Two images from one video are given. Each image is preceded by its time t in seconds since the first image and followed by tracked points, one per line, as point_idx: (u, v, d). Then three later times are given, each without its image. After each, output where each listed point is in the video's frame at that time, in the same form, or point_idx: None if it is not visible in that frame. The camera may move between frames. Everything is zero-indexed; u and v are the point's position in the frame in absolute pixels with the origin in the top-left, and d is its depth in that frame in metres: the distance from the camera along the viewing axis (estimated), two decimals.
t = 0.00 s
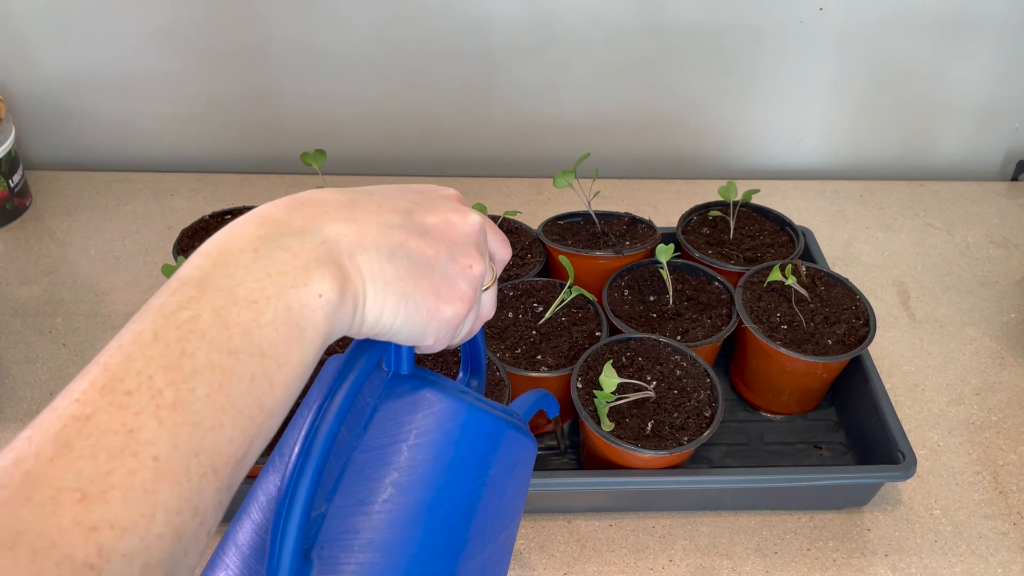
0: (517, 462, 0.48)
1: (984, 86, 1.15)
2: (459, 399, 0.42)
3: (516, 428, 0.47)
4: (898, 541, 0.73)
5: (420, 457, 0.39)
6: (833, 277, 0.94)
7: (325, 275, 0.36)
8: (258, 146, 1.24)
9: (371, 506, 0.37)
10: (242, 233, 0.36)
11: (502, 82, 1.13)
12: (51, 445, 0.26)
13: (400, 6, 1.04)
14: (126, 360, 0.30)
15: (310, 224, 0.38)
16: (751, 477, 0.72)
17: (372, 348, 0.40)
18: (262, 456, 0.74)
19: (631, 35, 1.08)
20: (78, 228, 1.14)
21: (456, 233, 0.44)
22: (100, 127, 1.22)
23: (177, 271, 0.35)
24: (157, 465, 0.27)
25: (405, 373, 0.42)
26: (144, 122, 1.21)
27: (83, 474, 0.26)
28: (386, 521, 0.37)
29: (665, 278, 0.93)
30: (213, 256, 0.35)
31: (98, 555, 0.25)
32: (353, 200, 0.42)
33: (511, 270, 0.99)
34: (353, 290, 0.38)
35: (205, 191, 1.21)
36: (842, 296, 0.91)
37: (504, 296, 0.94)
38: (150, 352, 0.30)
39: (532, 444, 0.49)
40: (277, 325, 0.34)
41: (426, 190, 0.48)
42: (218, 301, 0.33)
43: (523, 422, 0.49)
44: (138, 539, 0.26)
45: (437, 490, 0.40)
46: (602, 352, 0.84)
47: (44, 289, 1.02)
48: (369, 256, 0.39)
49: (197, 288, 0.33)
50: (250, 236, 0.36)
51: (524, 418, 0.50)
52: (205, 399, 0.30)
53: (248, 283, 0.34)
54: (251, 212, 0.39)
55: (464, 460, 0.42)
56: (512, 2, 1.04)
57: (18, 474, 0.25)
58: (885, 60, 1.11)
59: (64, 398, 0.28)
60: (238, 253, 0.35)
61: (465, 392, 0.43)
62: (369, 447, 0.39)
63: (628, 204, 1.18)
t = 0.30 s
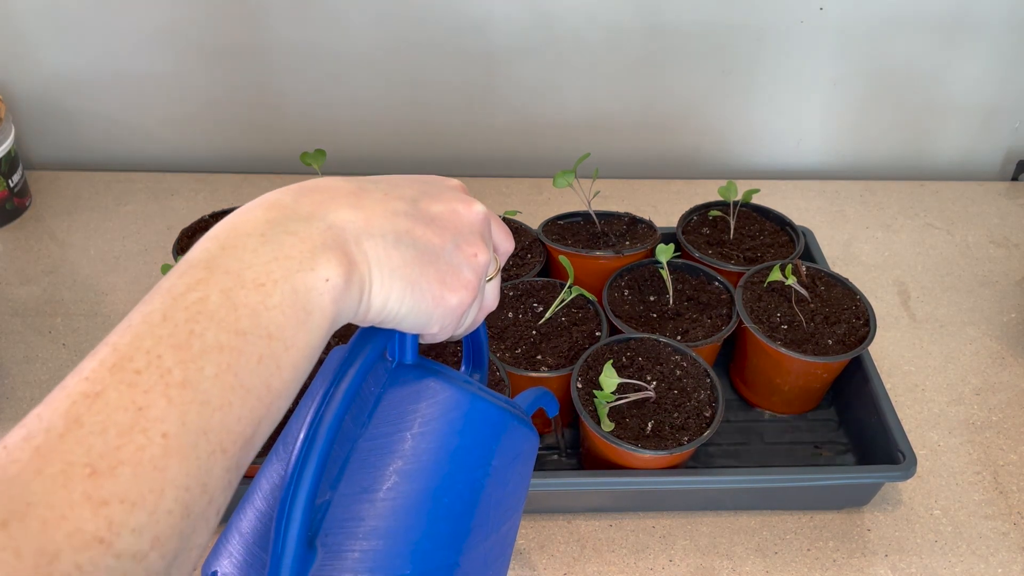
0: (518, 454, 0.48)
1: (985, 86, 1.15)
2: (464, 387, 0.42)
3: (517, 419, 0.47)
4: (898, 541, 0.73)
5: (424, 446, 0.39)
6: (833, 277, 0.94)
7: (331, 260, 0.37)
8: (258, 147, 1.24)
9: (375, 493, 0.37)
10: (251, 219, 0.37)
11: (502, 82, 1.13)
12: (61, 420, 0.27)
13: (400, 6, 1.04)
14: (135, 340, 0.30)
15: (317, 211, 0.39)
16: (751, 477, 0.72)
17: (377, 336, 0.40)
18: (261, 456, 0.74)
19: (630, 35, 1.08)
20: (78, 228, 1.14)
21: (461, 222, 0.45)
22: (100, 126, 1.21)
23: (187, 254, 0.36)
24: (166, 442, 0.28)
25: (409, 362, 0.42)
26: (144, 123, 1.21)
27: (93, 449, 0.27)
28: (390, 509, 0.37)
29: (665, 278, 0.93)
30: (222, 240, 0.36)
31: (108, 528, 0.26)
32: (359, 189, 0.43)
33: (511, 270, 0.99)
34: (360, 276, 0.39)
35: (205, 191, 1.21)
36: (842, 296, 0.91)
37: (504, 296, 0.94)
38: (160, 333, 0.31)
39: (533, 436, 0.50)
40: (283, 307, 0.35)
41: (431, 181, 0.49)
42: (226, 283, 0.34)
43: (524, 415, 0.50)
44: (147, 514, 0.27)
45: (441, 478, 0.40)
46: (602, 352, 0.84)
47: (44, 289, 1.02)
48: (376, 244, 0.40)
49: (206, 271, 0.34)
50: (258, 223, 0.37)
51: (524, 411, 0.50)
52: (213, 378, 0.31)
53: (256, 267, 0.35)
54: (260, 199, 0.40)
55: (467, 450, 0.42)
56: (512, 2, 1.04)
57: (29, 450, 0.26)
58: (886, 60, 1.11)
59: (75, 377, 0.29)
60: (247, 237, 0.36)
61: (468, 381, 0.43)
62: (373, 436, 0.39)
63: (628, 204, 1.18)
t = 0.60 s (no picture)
0: (517, 448, 0.48)
1: (984, 86, 1.15)
2: (465, 381, 0.43)
3: (517, 414, 0.47)
4: (898, 541, 0.73)
5: (427, 438, 0.40)
6: (834, 277, 0.94)
7: (334, 252, 0.38)
8: (258, 147, 1.24)
9: (378, 485, 0.37)
10: (256, 211, 0.38)
11: (502, 81, 1.13)
12: (71, 403, 0.27)
13: (400, 6, 1.04)
14: (143, 326, 0.31)
15: (321, 204, 0.40)
16: (752, 477, 0.72)
17: (380, 330, 0.40)
18: (262, 455, 0.74)
19: (630, 35, 1.08)
20: (78, 228, 1.14)
21: (462, 218, 0.46)
22: (100, 126, 1.21)
23: (194, 245, 0.36)
24: (173, 424, 0.28)
25: (411, 356, 0.42)
26: (144, 123, 1.21)
27: (102, 429, 0.27)
28: (393, 500, 0.37)
29: (665, 278, 0.93)
30: (228, 230, 0.36)
31: (117, 506, 0.25)
32: (362, 183, 0.43)
33: (511, 270, 0.99)
34: (362, 268, 0.39)
35: (205, 191, 1.21)
36: (843, 296, 0.91)
37: (504, 296, 0.94)
38: (167, 319, 0.31)
39: (532, 432, 0.50)
40: (288, 296, 0.35)
41: (432, 177, 0.50)
42: (231, 272, 0.34)
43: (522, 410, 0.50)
44: (155, 493, 0.27)
45: (443, 470, 0.40)
46: (602, 352, 0.84)
47: (44, 289, 1.02)
48: (378, 236, 0.40)
49: (212, 260, 0.34)
50: (263, 214, 0.38)
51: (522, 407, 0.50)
52: (219, 363, 0.31)
53: (261, 257, 0.35)
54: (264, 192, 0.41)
55: (468, 442, 0.42)
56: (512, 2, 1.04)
57: (39, 429, 0.26)
58: (885, 60, 1.11)
59: (84, 362, 0.29)
60: (252, 228, 0.37)
61: (468, 375, 0.44)
62: (375, 429, 0.39)
63: (628, 204, 1.18)
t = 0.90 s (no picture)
0: (518, 442, 0.48)
1: (984, 86, 1.15)
2: (466, 374, 0.43)
3: (517, 408, 0.47)
4: (898, 541, 0.73)
5: (428, 430, 0.40)
6: (834, 277, 0.94)
7: (336, 241, 0.38)
8: (258, 147, 1.24)
9: (380, 477, 0.37)
10: (258, 201, 0.38)
11: (502, 81, 1.13)
12: (74, 387, 0.28)
13: (400, 5, 1.04)
14: (146, 312, 0.31)
15: (322, 193, 0.40)
16: (752, 478, 0.72)
17: (381, 322, 0.40)
18: (262, 454, 0.74)
19: (630, 34, 1.08)
20: (78, 228, 1.14)
21: (463, 210, 0.46)
22: (100, 126, 1.21)
23: (196, 234, 0.36)
24: (175, 408, 0.29)
25: (411, 349, 0.42)
26: (144, 123, 1.21)
27: (105, 413, 0.27)
28: (395, 492, 0.37)
29: (665, 278, 0.93)
30: (230, 220, 0.36)
31: (120, 488, 0.26)
32: (363, 174, 0.43)
33: (511, 270, 0.99)
34: (363, 257, 0.39)
35: (205, 191, 1.21)
36: (843, 296, 0.91)
37: (504, 297, 0.94)
38: (169, 306, 0.31)
39: (532, 426, 0.50)
40: (289, 285, 0.35)
41: (432, 170, 0.49)
42: (233, 261, 0.34)
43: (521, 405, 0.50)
44: (158, 476, 0.27)
45: (444, 462, 0.40)
46: (602, 352, 0.84)
47: (44, 289, 1.02)
48: (379, 227, 0.40)
49: (213, 249, 0.34)
50: (265, 203, 0.37)
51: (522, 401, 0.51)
52: (221, 350, 0.31)
53: (262, 246, 0.35)
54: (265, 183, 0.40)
55: (469, 435, 0.42)
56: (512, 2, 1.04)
57: (43, 413, 0.27)
58: (885, 59, 1.11)
59: (88, 347, 0.30)
60: (254, 218, 0.36)
61: (469, 368, 0.44)
62: (376, 422, 0.39)
63: (628, 204, 1.18)
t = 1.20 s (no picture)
0: (517, 438, 0.48)
1: (984, 87, 1.15)
2: (465, 368, 0.43)
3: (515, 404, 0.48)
4: (898, 541, 0.73)
5: (427, 423, 0.40)
6: (834, 277, 0.94)
7: (334, 231, 0.38)
8: (258, 147, 1.24)
9: (379, 469, 0.37)
10: (258, 192, 0.38)
11: (502, 81, 1.13)
12: (73, 371, 0.28)
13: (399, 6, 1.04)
14: (145, 299, 0.31)
15: (322, 185, 0.40)
16: (752, 479, 0.72)
17: (382, 313, 0.40)
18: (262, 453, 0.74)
19: (630, 34, 1.08)
20: (78, 228, 1.14)
21: (461, 203, 0.46)
22: (99, 126, 1.21)
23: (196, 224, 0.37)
24: (173, 393, 0.29)
25: (411, 344, 0.43)
26: (144, 123, 1.21)
27: (103, 397, 0.27)
28: (394, 483, 0.37)
29: (665, 278, 0.93)
30: (230, 210, 0.36)
31: (117, 470, 0.26)
32: (362, 167, 0.44)
33: (511, 270, 0.99)
34: (362, 248, 0.39)
35: (205, 191, 1.21)
36: (843, 296, 0.91)
37: (504, 297, 0.94)
38: (167, 293, 0.31)
39: (530, 422, 0.50)
40: (288, 273, 0.35)
41: (431, 165, 0.50)
42: (232, 249, 0.34)
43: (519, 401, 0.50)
44: (156, 459, 0.27)
45: (443, 455, 0.40)
46: (602, 352, 0.84)
47: (44, 289, 1.02)
48: (378, 218, 0.41)
49: (213, 238, 0.35)
50: (264, 195, 0.38)
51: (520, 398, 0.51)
52: (220, 336, 0.31)
53: (261, 235, 0.35)
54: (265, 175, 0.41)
55: (468, 428, 0.42)
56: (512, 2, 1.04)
57: (42, 398, 0.27)
58: (884, 60, 1.11)
59: (88, 334, 0.30)
60: (253, 208, 0.37)
61: (468, 363, 0.44)
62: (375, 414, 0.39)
63: (628, 204, 1.18)
